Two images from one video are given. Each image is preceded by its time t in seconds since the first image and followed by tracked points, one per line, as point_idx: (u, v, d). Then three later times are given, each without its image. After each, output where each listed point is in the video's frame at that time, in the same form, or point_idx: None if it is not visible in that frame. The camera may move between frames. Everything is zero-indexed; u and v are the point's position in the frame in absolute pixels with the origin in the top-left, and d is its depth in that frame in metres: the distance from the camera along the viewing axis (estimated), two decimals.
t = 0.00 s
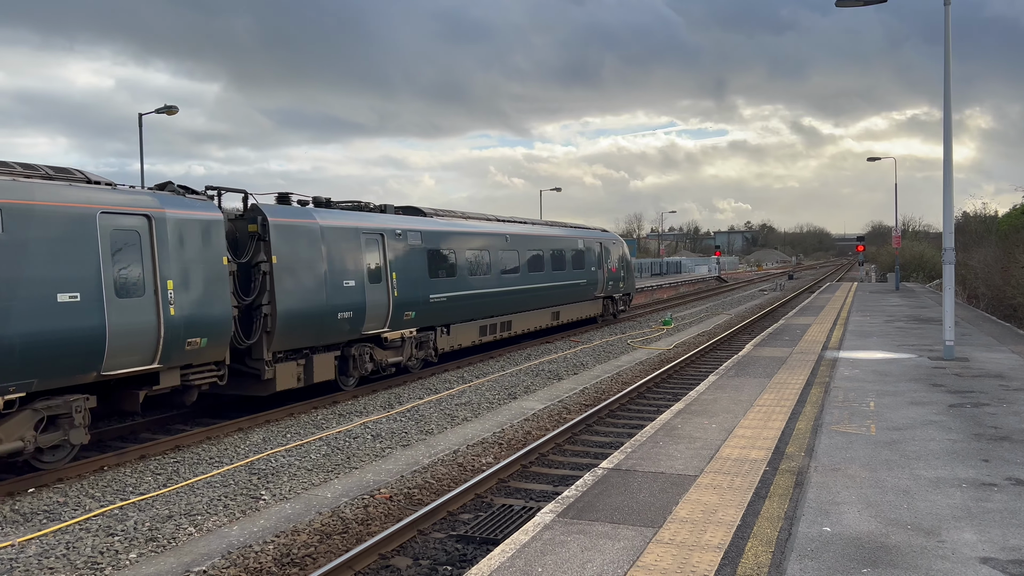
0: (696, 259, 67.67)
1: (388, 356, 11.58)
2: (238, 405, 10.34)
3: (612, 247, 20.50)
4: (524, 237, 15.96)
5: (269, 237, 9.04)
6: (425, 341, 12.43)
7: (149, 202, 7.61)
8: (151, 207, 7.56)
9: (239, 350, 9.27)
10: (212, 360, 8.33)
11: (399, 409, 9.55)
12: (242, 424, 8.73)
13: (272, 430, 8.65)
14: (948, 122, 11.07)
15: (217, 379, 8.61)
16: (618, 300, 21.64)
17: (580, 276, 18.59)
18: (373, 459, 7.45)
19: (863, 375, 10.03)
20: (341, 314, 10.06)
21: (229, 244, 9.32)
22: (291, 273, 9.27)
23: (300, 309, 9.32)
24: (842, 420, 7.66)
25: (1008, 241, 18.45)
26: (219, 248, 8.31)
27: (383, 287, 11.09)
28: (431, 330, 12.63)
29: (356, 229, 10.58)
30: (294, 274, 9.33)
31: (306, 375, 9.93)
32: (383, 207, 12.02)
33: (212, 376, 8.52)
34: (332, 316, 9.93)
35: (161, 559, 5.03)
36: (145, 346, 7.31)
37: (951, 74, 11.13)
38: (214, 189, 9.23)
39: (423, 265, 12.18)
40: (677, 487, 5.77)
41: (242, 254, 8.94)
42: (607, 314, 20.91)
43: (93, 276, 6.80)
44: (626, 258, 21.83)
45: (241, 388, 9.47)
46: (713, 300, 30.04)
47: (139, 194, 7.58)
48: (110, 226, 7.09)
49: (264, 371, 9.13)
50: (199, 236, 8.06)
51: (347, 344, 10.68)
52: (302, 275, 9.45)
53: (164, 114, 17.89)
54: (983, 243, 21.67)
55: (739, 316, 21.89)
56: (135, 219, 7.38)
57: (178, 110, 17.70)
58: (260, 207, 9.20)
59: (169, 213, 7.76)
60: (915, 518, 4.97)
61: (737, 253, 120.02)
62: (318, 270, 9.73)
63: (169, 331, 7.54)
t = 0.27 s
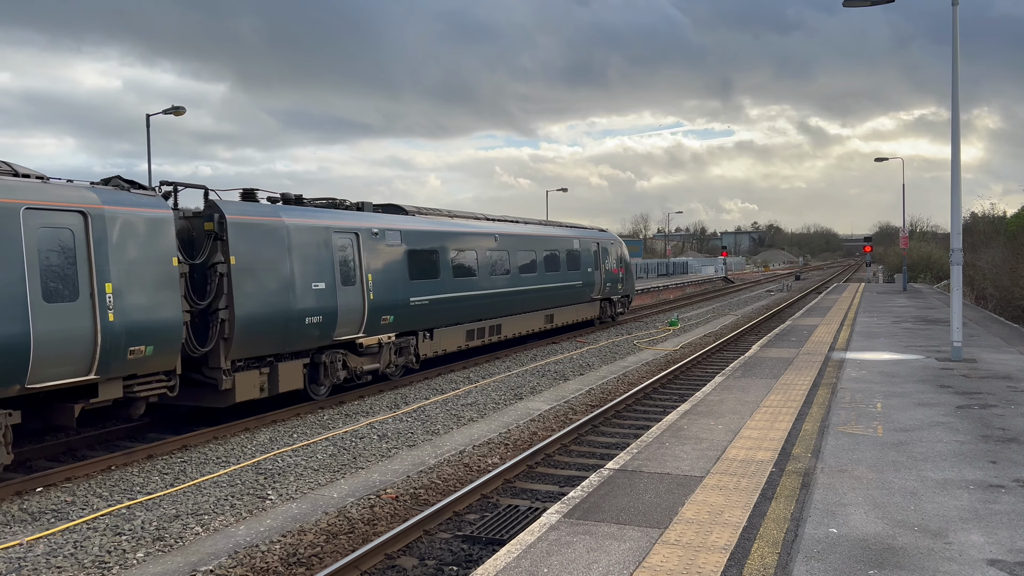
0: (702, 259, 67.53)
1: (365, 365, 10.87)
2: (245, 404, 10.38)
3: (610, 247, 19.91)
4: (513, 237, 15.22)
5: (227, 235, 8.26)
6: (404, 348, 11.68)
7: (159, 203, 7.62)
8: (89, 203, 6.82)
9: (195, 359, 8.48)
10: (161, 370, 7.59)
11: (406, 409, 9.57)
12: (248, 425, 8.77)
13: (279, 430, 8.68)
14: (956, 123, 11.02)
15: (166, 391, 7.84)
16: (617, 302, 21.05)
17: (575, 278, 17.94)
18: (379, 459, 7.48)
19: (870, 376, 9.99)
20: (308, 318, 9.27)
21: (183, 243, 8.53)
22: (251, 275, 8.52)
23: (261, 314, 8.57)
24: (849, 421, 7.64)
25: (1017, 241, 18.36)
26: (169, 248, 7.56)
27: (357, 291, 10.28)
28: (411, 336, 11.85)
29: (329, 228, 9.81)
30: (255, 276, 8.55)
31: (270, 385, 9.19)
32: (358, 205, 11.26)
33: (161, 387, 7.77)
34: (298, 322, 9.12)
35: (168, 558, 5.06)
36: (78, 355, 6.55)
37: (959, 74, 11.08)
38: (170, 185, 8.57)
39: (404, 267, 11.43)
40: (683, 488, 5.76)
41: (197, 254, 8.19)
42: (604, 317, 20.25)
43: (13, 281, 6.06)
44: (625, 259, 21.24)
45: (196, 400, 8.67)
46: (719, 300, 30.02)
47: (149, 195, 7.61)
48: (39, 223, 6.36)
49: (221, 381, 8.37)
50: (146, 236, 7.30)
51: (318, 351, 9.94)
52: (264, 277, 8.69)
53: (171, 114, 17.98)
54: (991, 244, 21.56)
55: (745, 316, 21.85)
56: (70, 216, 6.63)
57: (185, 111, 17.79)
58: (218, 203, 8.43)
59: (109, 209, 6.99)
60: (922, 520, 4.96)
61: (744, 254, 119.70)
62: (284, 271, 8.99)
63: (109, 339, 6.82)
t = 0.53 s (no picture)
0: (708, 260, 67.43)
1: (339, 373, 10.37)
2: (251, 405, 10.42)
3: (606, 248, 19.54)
4: (501, 237, 14.69)
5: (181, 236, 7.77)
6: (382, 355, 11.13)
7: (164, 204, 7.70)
8: (18, 199, 6.33)
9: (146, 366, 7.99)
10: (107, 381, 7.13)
11: (411, 410, 9.59)
12: (254, 425, 8.81)
13: (284, 430, 8.72)
14: (962, 123, 10.99)
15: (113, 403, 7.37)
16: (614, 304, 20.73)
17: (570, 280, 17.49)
18: (384, 459, 7.50)
19: (876, 377, 9.97)
20: (273, 323, 8.75)
21: (133, 242, 7.97)
22: (208, 278, 8.02)
23: (219, 319, 8.07)
24: (855, 422, 7.62)
25: None
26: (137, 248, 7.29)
27: (329, 294, 9.77)
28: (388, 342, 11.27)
29: (298, 227, 9.33)
30: (212, 279, 8.07)
31: (230, 395, 8.69)
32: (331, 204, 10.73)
33: (106, 399, 7.30)
34: (262, 327, 8.63)
35: (174, 558, 5.08)
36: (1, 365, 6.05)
37: (965, 74, 11.05)
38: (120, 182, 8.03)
39: (380, 268, 10.88)
40: (688, 489, 5.77)
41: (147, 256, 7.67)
42: (600, 319, 19.85)
43: None
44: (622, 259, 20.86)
45: (149, 410, 8.21)
46: (726, 301, 30.02)
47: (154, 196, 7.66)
48: None
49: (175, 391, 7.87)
50: (84, 234, 6.81)
51: (286, 359, 9.44)
52: (224, 280, 8.19)
53: (177, 116, 18.05)
54: (998, 245, 21.47)
55: (751, 317, 21.82)
56: None
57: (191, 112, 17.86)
58: (172, 201, 7.92)
59: (40, 206, 6.48)
60: (928, 521, 4.95)
61: (749, 254, 119.42)
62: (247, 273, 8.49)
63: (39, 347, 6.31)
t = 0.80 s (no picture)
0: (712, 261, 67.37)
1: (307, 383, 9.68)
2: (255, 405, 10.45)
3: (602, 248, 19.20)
4: (490, 237, 14.03)
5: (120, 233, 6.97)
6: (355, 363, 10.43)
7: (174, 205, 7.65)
8: None
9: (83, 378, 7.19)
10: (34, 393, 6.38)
11: (415, 410, 9.59)
12: (259, 425, 8.83)
13: (289, 431, 8.73)
14: (968, 123, 10.95)
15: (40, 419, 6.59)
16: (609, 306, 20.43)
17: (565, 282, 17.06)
18: (389, 460, 7.51)
19: (881, 378, 9.94)
20: (230, 330, 8.00)
21: (68, 242, 7.21)
22: (155, 280, 7.24)
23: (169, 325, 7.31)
24: (860, 424, 7.60)
25: None
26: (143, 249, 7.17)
27: (295, 297, 8.98)
28: (362, 349, 10.55)
29: (284, 228, 8.96)
30: (158, 281, 7.25)
31: (182, 407, 7.95)
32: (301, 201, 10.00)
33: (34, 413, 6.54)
34: (216, 333, 7.84)
35: (180, 558, 5.10)
36: None
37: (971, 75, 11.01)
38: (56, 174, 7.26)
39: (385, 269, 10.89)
40: (693, 490, 5.76)
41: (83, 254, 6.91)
42: (595, 321, 19.55)
43: None
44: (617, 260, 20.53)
45: (86, 426, 7.41)
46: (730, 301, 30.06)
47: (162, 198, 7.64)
48: None
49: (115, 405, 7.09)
50: None
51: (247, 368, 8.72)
52: (174, 282, 7.41)
53: (183, 116, 18.13)
54: (1004, 246, 21.41)
55: (756, 317, 21.81)
56: None
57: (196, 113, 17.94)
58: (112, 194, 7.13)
59: None
60: (934, 522, 4.94)
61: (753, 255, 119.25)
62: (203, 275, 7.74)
63: None
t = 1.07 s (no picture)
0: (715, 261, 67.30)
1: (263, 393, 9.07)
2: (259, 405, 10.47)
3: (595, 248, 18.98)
4: (473, 236, 13.51)
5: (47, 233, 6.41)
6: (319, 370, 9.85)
7: (171, 206, 7.69)
8: None
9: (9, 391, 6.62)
10: None
11: (418, 411, 9.60)
12: (262, 426, 8.85)
13: (292, 431, 8.75)
14: (971, 123, 10.93)
15: None
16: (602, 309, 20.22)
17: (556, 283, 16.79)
18: (392, 460, 7.53)
19: (885, 378, 9.92)
20: (174, 336, 7.42)
21: None
22: (88, 283, 6.66)
23: (106, 333, 6.75)
24: (863, 424, 7.59)
25: None
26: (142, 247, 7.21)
27: (252, 300, 8.41)
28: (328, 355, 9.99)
29: (282, 228, 9.04)
30: (93, 285, 6.69)
31: (121, 422, 7.33)
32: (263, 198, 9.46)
33: None
34: (159, 342, 7.26)
35: (184, 559, 5.12)
36: None
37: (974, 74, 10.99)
38: None
39: (382, 269, 11.00)
40: (696, 490, 5.76)
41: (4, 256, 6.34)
42: (588, 325, 19.34)
43: None
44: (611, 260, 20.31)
45: (16, 441, 6.88)
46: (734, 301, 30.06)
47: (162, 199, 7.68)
48: None
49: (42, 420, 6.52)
50: None
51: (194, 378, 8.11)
52: (109, 286, 6.84)
53: (186, 118, 18.17)
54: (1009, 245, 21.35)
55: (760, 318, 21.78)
56: None
57: (200, 114, 17.98)
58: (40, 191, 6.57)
59: None
60: (937, 523, 4.93)
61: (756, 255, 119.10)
62: (142, 277, 7.15)
63: None
